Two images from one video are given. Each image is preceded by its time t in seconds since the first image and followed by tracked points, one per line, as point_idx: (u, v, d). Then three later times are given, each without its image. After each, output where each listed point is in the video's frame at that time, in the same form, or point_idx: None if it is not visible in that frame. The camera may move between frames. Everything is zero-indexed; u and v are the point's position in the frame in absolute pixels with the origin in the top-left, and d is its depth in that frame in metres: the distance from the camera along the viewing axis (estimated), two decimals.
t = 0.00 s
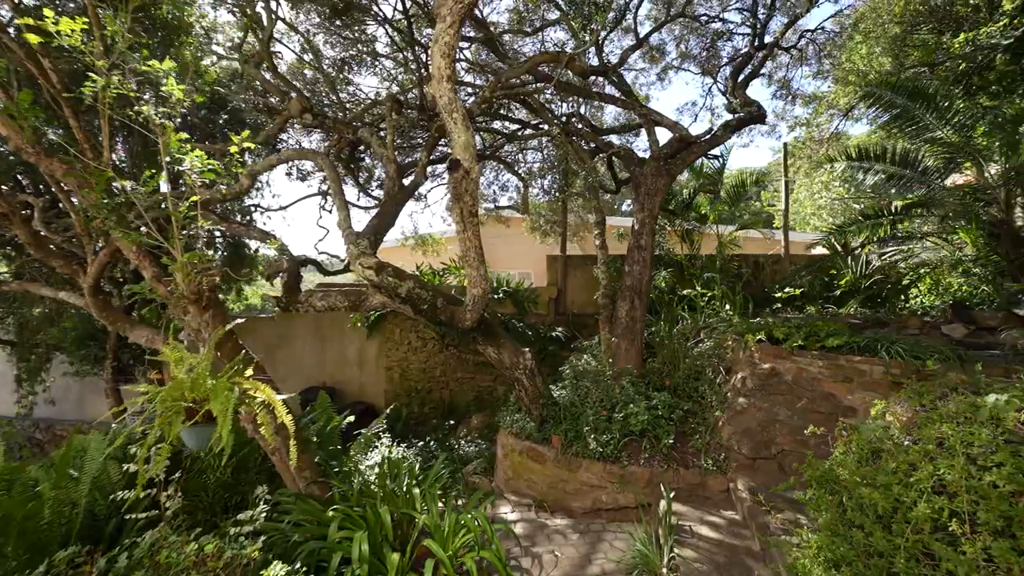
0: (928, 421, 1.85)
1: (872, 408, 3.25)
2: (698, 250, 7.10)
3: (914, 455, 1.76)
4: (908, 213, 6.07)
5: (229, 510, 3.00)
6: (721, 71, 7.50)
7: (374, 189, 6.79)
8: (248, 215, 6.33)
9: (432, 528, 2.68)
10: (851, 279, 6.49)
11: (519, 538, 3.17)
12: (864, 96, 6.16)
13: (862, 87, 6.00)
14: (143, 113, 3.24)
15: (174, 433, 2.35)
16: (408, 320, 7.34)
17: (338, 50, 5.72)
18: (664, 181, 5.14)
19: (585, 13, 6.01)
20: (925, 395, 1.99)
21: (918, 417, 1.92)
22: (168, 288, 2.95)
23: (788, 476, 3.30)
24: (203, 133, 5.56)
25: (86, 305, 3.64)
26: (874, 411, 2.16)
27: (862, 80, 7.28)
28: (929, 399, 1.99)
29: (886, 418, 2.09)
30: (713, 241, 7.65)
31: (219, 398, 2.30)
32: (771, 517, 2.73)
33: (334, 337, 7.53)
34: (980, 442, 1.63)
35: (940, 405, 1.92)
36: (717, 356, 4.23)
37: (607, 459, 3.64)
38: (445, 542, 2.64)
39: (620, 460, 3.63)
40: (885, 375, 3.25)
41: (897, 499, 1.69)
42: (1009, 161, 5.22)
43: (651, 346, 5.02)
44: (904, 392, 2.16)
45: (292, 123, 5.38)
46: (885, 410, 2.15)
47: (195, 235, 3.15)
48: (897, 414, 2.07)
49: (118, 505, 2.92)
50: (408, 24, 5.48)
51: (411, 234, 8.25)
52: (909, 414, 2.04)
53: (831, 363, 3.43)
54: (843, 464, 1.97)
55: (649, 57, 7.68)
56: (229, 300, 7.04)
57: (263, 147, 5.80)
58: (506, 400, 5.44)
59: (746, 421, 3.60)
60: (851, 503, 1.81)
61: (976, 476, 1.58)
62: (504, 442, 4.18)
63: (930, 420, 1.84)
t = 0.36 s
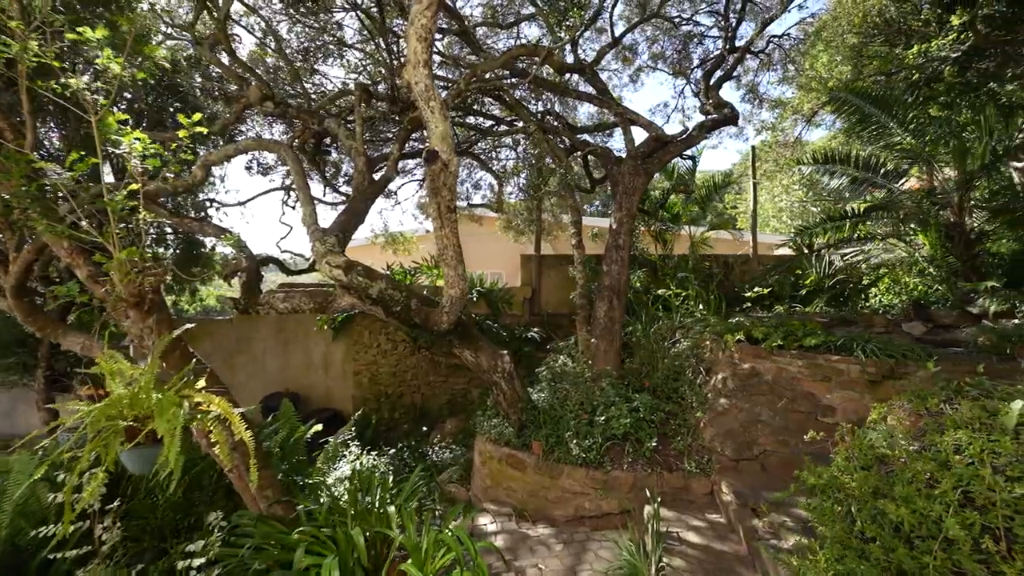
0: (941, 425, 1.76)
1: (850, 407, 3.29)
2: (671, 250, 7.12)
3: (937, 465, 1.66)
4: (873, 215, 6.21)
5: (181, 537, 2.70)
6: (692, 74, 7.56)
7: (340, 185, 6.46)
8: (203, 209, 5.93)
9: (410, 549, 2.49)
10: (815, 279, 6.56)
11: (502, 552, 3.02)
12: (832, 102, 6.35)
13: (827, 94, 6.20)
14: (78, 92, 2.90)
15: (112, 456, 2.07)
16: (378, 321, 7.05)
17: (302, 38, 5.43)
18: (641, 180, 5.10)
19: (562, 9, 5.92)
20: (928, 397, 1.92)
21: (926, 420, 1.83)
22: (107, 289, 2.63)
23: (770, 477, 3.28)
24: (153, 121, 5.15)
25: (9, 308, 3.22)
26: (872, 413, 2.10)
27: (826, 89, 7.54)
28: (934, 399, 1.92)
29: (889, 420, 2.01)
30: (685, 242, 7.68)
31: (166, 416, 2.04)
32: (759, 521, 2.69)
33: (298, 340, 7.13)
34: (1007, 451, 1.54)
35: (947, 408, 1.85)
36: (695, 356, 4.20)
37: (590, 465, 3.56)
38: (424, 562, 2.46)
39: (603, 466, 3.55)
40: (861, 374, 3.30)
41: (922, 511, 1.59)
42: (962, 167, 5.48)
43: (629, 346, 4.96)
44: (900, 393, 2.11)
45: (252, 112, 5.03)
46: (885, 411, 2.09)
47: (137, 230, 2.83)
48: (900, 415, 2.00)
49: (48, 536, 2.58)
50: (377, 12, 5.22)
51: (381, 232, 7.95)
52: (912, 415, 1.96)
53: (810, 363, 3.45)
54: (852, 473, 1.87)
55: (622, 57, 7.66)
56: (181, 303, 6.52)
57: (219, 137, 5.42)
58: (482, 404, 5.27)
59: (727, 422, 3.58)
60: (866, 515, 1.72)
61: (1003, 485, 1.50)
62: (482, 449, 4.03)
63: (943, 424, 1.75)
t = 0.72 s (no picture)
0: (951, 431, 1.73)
1: (830, 407, 3.31)
2: (648, 251, 7.13)
3: (952, 476, 1.60)
4: (841, 217, 6.31)
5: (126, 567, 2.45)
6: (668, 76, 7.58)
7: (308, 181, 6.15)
8: (158, 204, 5.56)
9: (386, 572, 2.32)
10: (785, 279, 6.52)
11: (483, 568, 2.89)
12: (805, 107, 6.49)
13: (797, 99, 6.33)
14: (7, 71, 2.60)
15: (36, 486, 1.84)
16: (349, 322, 6.78)
17: (267, 25, 5.12)
18: (620, 179, 5.03)
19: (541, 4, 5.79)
20: (930, 401, 1.91)
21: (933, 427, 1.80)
22: (36, 292, 2.35)
23: (754, 478, 3.24)
24: (101, 109, 4.78)
25: None
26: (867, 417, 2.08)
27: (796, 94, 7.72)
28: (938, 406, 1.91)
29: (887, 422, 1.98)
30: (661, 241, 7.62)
31: (103, 440, 1.80)
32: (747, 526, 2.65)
33: (262, 344, 6.77)
34: None
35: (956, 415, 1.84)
36: (676, 357, 4.16)
37: (573, 472, 3.48)
38: None
39: (586, 473, 3.47)
40: (840, 374, 3.33)
41: (934, 523, 1.52)
42: (924, 171, 5.63)
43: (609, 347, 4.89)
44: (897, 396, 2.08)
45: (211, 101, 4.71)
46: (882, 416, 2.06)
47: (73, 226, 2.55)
48: (900, 418, 1.97)
49: None
50: None
51: (352, 230, 7.66)
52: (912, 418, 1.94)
53: (791, 363, 3.45)
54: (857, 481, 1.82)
55: (599, 56, 7.62)
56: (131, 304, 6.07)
57: (175, 127, 5.08)
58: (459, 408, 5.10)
59: (710, 424, 3.54)
60: (876, 530, 1.65)
61: None
62: (460, 457, 3.89)
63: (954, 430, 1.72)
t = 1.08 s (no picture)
0: (935, 436, 1.74)
1: (791, 405, 3.36)
2: (612, 250, 7.14)
3: (937, 484, 1.59)
4: (793, 218, 6.47)
5: None
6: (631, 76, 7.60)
7: (256, 176, 5.79)
8: (83, 196, 5.03)
9: None
10: (742, 279, 6.62)
11: None
12: (762, 112, 6.70)
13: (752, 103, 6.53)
14: None
15: None
16: (301, 325, 6.34)
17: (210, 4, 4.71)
18: (586, 177, 4.97)
19: None
20: (905, 404, 1.97)
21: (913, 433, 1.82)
22: None
23: (720, 478, 3.22)
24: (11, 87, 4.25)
25: None
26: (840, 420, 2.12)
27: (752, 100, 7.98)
28: (913, 408, 1.96)
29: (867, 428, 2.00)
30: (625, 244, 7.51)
31: None
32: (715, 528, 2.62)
33: (206, 349, 6.37)
34: (1013, 466, 1.48)
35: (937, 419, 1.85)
36: (641, 357, 4.14)
37: (540, 479, 3.39)
38: None
39: (553, 479, 3.38)
40: (801, 371, 3.39)
41: (925, 535, 1.49)
42: (868, 176, 5.89)
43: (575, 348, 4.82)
44: (871, 397, 2.11)
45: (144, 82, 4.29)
46: (855, 418, 2.10)
47: None
48: (877, 422, 1.99)
49: None
50: None
51: (306, 228, 7.26)
52: (891, 424, 1.96)
53: (753, 362, 3.48)
54: (838, 489, 1.82)
55: (562, 55, 7.58)
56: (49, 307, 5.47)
57: (102, 110, 4.61)
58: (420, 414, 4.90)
59: (676, 424, 3.53)
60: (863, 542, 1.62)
61: (1013, 506, 1.43)
62: (422, 466, 3.74)
63: (936, 434, 1.73)
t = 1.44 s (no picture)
0: (917, 447, 1.69)
1: (749, 405, 3.37)
2: (572, 250, 7.06)
3: (922, 502, 1.54)
4: (744, 220, 6.62)
5: None
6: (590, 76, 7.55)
7: (188, 167, 5.25)
8: None
9: None
10: (695, 279, 6.77)
11: None
12: (716, 115, 6.85)
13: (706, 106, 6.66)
14: None
15: None
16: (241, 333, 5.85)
17: None
18: (545, 174, 4.83)
19: None
20: (879, 411, 1.94)
21: (890, 441, 1.78)
22: None
23: (681, 481, 3.12)
24: None
25: None
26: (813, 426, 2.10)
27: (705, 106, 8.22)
28: (886, 414, 1.93)
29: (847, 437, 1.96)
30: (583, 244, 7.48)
31: None
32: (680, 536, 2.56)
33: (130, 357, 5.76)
34: (1002, 480, 1.40)
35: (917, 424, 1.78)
36: (602, 358, 4.06)
37: (499, 491, 3.23)
38: None
39: (514, 490, 3.24)
40: (758, 371, 3.42)
41: (919, 561, 1.44)
42: (814, 180, 6.12)
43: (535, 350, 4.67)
44: (843, 404, 2.09)
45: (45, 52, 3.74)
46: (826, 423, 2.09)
47: None
48: (851, 430, 1.97)
49: None
50: None
51: (248, 225, 6.71)
52: (866, 432, 1.92)
53: (713, 362, 3.48)
54: (815, 502, 1.80)
55: (521, 52, 7.47)
56: None
57: None
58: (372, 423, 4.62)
59: (638, 428, 3.48)
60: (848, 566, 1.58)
61: (1007, 525, 1.36)
62: (374, 481, 3.51)
63: (916, 445, 1.69)
